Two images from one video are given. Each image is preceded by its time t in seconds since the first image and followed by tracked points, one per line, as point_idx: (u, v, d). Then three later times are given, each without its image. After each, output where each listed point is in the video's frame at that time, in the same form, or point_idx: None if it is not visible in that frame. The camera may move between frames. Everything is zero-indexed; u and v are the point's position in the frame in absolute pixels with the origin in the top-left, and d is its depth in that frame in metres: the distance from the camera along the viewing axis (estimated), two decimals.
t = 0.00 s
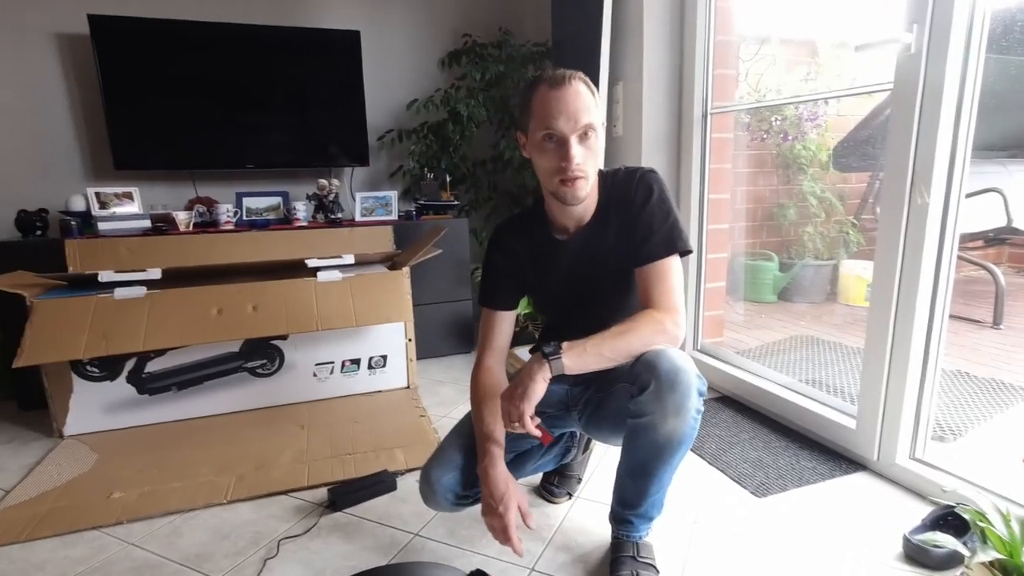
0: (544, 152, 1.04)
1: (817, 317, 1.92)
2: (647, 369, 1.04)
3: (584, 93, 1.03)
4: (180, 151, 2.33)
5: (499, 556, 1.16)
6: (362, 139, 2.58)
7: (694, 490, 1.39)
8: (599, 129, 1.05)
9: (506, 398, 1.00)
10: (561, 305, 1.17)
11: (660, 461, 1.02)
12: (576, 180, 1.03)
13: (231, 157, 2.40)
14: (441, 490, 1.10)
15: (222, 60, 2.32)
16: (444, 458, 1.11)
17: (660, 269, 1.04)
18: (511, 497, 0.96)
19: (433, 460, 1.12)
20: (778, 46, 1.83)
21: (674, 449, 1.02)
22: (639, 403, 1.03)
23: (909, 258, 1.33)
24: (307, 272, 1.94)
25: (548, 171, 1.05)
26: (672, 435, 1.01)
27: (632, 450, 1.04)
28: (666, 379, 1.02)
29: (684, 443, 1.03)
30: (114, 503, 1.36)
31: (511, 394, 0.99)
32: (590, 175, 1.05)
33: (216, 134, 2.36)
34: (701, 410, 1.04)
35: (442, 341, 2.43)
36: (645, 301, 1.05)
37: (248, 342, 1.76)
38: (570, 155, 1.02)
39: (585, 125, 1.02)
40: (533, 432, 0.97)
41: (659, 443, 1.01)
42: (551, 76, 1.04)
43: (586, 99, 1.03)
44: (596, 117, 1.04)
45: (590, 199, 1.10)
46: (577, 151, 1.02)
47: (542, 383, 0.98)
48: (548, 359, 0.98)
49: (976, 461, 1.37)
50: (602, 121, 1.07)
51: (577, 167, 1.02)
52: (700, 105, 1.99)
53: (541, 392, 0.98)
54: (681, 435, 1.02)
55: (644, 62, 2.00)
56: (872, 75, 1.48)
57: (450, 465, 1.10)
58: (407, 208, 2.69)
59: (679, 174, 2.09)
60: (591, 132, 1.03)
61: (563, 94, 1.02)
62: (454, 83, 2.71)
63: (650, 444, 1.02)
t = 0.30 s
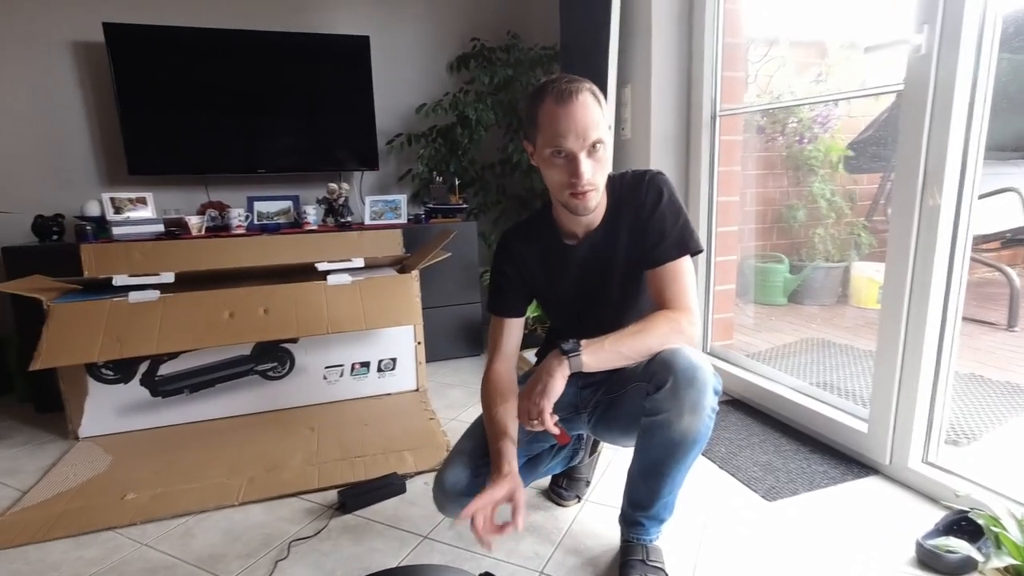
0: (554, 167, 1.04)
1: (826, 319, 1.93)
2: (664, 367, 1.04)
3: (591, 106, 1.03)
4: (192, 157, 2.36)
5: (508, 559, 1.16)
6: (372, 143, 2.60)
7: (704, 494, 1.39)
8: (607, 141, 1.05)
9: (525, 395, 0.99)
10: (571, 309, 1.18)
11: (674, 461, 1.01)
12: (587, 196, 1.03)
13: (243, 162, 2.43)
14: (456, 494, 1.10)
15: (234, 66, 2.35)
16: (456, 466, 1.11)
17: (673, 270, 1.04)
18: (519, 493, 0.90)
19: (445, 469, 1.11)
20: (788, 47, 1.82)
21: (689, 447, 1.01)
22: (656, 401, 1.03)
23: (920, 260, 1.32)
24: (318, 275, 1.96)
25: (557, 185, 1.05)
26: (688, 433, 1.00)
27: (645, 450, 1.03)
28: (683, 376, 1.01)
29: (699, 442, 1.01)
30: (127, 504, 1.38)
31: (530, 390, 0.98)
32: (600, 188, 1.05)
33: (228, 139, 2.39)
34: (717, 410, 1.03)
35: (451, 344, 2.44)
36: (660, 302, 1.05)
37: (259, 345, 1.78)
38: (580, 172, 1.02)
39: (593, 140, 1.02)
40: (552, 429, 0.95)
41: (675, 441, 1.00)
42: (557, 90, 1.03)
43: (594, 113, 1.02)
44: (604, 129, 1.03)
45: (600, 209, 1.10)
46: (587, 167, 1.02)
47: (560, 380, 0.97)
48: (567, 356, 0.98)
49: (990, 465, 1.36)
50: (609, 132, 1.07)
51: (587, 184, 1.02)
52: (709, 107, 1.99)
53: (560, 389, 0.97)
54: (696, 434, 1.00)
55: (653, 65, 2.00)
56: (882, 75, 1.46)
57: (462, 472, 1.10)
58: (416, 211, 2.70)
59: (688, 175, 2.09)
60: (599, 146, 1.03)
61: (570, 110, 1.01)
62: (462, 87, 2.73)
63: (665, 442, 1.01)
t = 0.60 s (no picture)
0: (556, 170, 1.05)
1: (834, 318, 1.90)
2: (676, 363, 1.04)
3: (594, 109, 1.02)
4: (200, 156, 2.37)
5: (515, 556, 1.17)
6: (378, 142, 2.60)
7: (711, 493, 1.39)
8: (611, 143, 1.04)
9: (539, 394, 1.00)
10: (578, 308, 1.18)
11: (685, 456, 1.01)
12: (588, 198, 1.04)
13: (251, 161, 2.44)
14: (465, 492, 1.10)
15: (241, 66, 2.36)
16: (467, 460, 1.11)
17: (681, 268, 1.04)
18: (541, 500, 0.91)
19: (457, 463, 1.12)
20: (797, 45, 1.80)
21: (699, 443, 1.00)
22: (667, 396, 1.03)
23: (930, 258, 1.31)
24: (325, 274, 1.96)
25: (559, 187, 1.06)
26: (700, 428, 0.99)
27: (655, 446, 1.03)
28: (694, 371, 1.02)
29: (709, 438, 1.01)
30: (137, 501, 1.39)
31: (546, 390, 0.99)
32: (602, 191, 1.05)
33: (235, 139, 2.40)
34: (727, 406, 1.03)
35: (457, 343, 2.44)
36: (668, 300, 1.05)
37: (266, 343, 1.79)
38: (581, 176, 1.02)
39: (595, 143, 1.02)
40: (565, 428, 0.96)
41: (686, 436, 1.00)
42: (560, 93, 1.03)
43: (596, 117, 1.02)
44: (607, 133, 1.02)
45: (603, 208, 1.10)
46: (588, 170, 1.02)
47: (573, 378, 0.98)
48: (578, 354, 0.99)
49: (1000, 465, 1.35)
50: (613, 134, 1.06)
51: (588, 187, 1.03)
52: (716, 106, 1.98)
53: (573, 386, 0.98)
54: (707, 429, 1.00)
55: (660, 64, 1.99)
56: (892, 73, 1.45)
57: (473, 467, 1.10)
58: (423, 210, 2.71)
59: (695, 173, 2.09)
60: (601, 150, 1.03)
61: (572, 113, 1.01)
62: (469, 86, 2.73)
63: (675, 438, 1.00)
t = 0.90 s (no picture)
0: (553, 149, 1.05)
1: (840, 317, 1.89)
2: (679, 362, 1.04)
3: (595, 91, 1.03)
4: (206, 154, 2.38)
5: (520, 553, 1.17)
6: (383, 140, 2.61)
7: (716, 491, 1.38)
8: (610, 126, 1.04)
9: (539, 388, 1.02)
10: (580, 302, 1.18)
11: (688, 456, 1.01)
12: (583, 177, 1.03)
13: (257, 159, 2.44)
14: (467, 485, 1.10)
15: (247, 64, 2.36)
16: (470, 454, 1.12)
17: (685, 261, 1.03)
18: (537, 497, 0.91)
19: (460, 454, 1.13)
20: (803, 41, 1.79)
21: (704, 443, 1.01)
22: (670, 396, 1.03)
23: (937, 255, 1.30)
24: (330, 272, 1.97)
25: (556, 168, 1.06)
26: (702, 428, 1.00)
27: (659, 445, 1.03)
28: (697, 372, 1.01)
29: (713, 438, 1.01)
30: (144, 496, 1.40)
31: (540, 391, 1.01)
32: (599, 172, 1.05)
33: (241, 137, 2.41)
34: (730, 406, 1.03)
35: (462, 340, 2.45)
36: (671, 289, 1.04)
37: (272, 341, 1.79)
38: (576, 152, 1.02)
39: (593, 122, 1.02)
40: (563, 422, 0.98)
41: (690, 437, 1.00)
42: (564, 75, 1.05)
43: (596, 97, 1.03)
44: (607, 114, 1.03)
45: (603, 193, 1.10)
46: (583, 148, 1.02)
47: (570, 373, 0.99)
48: (577, 348, 0.99)
49: (1008, 464, 1.34)
50: (615, 119, 1.06)
51: (582, 163, 1.02)
52: (722, 103, 1.98)
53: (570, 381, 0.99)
54: (711, 429, 1.00)
55: (665, 62, 1.99)
56: (900, 69, 1.44)
57: (475, 459, 1.11)
58: (428, 208, 2.72)
59: (700, 170, 2.08)
60: (600, 129, 1.03)
61: (571, 93, 1.02)
62: (474, 83, 2.73)
63: (680, 437, 1.00)
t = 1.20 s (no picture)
0: (562, 139, 1.06)
1: (845, 320, 1.86)
2: (673, 367, 1.03)
3: (599, 84, 1.08)
4: (211, 158, 2.39)
5: (523, 558, 1.17)
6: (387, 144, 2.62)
7: (719, 495, 1.38)
8: (616, 117, 1.07)
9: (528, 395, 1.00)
10: (583, 308, 1.18)
11: (685, 461, 1.01)
12: (595, 163, 1.03)
13: (261, 164, 2.46)
14: (465, 488, 1.10)
15: (251, 69, 2.38)
16: (467, 457, 1.12)
17: (684, 270, 1.03)
18: (536, 506, 0.94)
19: (457, 458, 1.13)
20: (806, 45, 1.79)
21: (700, 447, 1.00)
22: (664, 401, 1.02)
23: (941, 258, 1.30)
24: (333, 276, 1.98)
25: (567, 159, 1.06)
26: (697, 433, 1.00)
27: (656, 450, 1.03)
28: (690, 377, 1.01)
29: (708, 442, 1.01)
30: (148, 500, 1.40)
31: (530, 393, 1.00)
32: (609, 159, 1.05)
33: (246, 141, 2.42)
34: (724, 410, 1.03)
35: (465, 344, 2.45)
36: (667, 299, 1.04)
37: (276, 345, 1.80)
38: (588, 137, 1.03)
39: (600, 109, 1.05)
40: (552, 426, 0.97)
41: (685, 441, 1.00)
42: (569, 74, 1.10)
43: (601, 89, 1.07)
44: (612, 105, 1.07)
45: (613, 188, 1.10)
46: (594, 133, 1.03)
47: (561, 380, 0.98)
48: (569, 355, 0.98)
49: (1013, 468, 1.33)
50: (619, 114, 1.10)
51: (594, 148, 1.03)
52: (724, 106, 1.99)
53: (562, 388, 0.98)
54: (706, 434, 1.00)
55: (667, 66, 1.99)
56: (903, 72, 1.44)
57: (471, 462, 1.11)
58: (431, 212, 2.73)
59: (703, 174, 2.09)
60: (607, 117, 1.06)
61: (577, 84, 1.06)
62: (477, 88, 2.74)
63: (675, 442, 1.00)
